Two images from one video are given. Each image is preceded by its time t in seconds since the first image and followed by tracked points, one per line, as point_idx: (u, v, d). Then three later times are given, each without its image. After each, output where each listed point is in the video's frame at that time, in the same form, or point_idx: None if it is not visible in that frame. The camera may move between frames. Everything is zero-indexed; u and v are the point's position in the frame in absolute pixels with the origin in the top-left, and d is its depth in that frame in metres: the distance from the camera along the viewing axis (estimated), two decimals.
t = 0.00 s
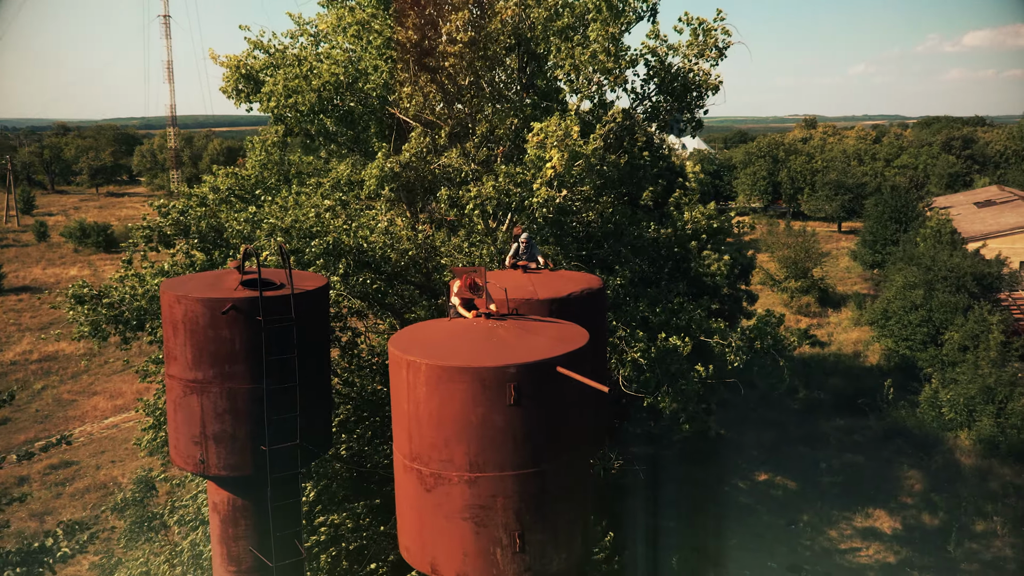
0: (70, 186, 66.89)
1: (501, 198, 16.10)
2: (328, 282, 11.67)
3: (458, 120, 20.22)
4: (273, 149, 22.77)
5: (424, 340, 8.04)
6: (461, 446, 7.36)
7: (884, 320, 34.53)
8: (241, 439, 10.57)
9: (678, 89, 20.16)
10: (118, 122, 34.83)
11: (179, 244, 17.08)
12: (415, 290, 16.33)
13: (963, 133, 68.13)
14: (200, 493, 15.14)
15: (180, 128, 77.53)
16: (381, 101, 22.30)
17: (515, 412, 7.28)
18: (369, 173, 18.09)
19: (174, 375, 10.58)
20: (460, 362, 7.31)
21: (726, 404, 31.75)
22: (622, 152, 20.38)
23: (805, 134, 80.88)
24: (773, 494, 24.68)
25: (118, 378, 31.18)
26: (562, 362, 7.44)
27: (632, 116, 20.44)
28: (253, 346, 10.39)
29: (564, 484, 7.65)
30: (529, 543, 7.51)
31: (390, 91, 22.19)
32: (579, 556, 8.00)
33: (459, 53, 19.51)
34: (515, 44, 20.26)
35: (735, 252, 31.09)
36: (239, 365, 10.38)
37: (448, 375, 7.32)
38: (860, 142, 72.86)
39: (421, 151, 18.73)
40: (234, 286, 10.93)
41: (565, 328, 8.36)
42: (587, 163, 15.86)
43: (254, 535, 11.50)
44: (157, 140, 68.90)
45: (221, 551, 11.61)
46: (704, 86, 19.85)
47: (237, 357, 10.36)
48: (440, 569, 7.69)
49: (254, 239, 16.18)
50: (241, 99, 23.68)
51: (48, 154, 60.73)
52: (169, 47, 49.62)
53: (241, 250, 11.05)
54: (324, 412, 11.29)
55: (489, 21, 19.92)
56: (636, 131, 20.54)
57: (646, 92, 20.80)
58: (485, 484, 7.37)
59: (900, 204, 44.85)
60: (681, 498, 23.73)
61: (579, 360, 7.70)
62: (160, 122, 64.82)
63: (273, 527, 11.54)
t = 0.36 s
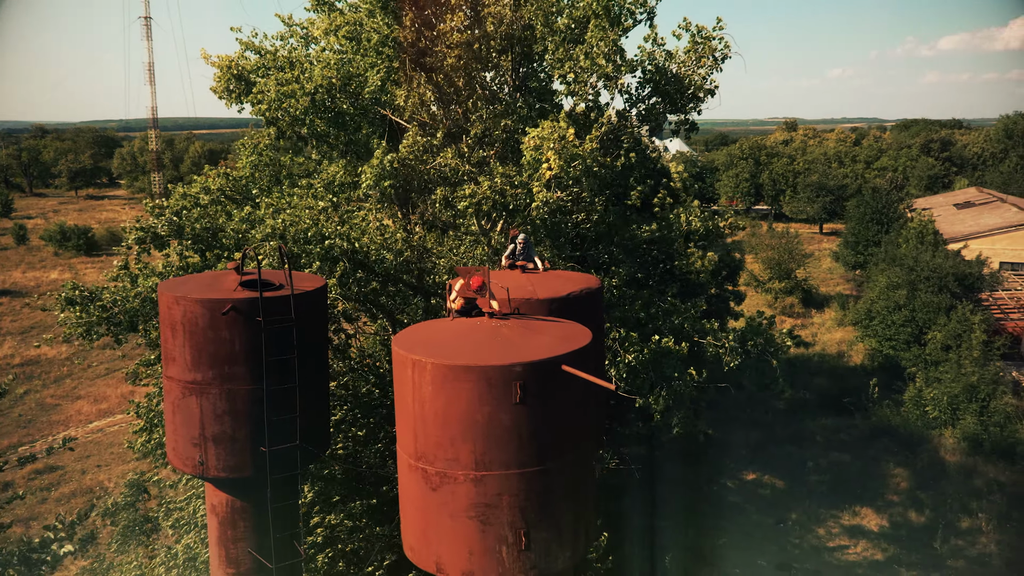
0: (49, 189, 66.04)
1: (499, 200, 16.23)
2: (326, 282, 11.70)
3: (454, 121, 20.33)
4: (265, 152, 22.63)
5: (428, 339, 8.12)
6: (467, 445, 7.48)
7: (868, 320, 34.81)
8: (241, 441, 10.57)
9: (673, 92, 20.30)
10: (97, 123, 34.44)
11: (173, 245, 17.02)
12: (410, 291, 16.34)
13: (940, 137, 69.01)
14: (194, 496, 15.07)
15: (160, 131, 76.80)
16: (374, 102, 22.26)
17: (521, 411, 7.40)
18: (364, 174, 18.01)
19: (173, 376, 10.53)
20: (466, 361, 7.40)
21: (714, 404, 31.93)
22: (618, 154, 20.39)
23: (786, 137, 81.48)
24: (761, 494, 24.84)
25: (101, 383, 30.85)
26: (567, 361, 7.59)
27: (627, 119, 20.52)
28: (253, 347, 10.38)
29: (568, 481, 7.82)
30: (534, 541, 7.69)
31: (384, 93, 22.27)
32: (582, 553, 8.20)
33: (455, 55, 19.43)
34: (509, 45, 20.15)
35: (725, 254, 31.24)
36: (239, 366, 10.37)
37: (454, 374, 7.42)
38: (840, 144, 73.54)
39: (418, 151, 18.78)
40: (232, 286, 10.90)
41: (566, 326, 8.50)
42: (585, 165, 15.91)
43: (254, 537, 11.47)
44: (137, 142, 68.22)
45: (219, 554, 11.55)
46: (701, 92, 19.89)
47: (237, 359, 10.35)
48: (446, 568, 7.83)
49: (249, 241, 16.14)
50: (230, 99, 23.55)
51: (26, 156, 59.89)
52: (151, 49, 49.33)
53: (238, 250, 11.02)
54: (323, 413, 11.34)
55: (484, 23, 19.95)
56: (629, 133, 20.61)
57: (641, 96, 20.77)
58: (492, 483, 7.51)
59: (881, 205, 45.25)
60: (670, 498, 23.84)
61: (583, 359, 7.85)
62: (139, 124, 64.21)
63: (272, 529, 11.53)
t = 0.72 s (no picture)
0: (26, 190, 65.29)
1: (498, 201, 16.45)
2: (324, 283, 11.72)
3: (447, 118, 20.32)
4: (258, 153, 22.38)
5: (432, 340, 8.18)
6: (473, 444, 7.53)
7: (852, 319, 35.12)
8: (241, 443, 10.54)
9: (668, 96, 20.38)
10: (76, 123, 34.04)
11: (168, 244, 17.54)
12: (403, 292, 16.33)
13: (919, 138, 69.79)
14: (187, 500, 14.99)
15: (140, 131, 76.11)
16: (367, 102, 22.16)
17: (527, 410, 7.47)
18: (362, 170, 18.24)
19: (172, 379, 10.47)
20: (472, 361, 7.46)
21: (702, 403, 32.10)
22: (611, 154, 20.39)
23: (766, 137, 82.01)
24: (750, 491, 25.01)
25: (84, 386, 30.56)
26: (572, 361, 7.67)
27: (620, 120, 20.67)
28: (253, 349, 10.35)
29: (573, 480, 7.90)
30: (540, 540, 7.76)
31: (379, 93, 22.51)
32: (587, 551, 8.29)
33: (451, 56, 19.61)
34: (505, 47, 19.96)
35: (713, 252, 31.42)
36: (239, 368, 10.33)
37: (460, 374, 7.47)
38: (821, 145, 74.14)
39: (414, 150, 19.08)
40: (231, 288, 10.85)
41: (569, 326, 8.59)
42: (581, 166, 16.09)
43: (254, 540, 11.47)
44: (117, 143, 67.56)
45: (218, 556, 11.51)
46: (697, 98, 19.91)
47: (237, 361, 10.30)
48: (453, 569, 7.88)
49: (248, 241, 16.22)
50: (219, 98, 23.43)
51: (3, 156, 59.10)
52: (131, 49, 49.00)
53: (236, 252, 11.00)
54: (322, 415, 11.35)
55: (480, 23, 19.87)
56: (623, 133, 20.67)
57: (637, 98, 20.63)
58: (498, 483, 7.57)
59: (863, 206, 45.84)
60: (660, 497, 23.93)
61: (587, 358, 7.94)
62: (119, 125, 63.67)
63: (271, 531, 11.52)
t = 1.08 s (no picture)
0: (6, 190, 64.55)
1: (494, 199, 16.60)
2: (322, 284, 11.72)
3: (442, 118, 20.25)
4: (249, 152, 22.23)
5: (435, 341, 8.35)
6: (478, 446, 7.69)
7: (837, 317, 35.37)
8: (240, 446, 10.53)
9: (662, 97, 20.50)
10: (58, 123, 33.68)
11: (161, 244, 17.76)
12: (397, 292, 16.24)
13: (900, 137, 70.52)
14: (180, 503, 14.89)
15: (122, 130, 75.42)
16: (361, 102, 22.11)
17: (531, 411, 7.64)
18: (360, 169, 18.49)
19: (169, 382, 10.43)
20: (476, 363, 7.62)
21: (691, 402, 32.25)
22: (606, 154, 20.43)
23: (749, 136, 82.49)
24: (740, 489, 25.13)
25: (69, 388, 30.26)
26: (574, 362, 7.85)
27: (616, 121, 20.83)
28: (251, 351, 10.32)
29: (576, 480, 8.07)
30: (544, 540, 7.93)
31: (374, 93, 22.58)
32: (589, 551, 8.45)
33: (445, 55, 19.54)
34: (498, 48, 19.74)
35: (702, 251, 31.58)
36: (237, 371, 10.29)
37: (465, 376, 7.64)
38: (804, 144, 74.67)
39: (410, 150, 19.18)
40: (229, 289, 10.83)
41: (570, 328, 8.77)
42: (576, 165, 16.12)
43: (251, 543, 11.41)
44: (98, 142, 66.93)
45: (214, 560, 11.45)
46: (691, 100, 20.04)
47: (236, 363, 10.27)
48: (458, 570, 8.03)
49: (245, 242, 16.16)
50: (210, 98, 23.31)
51: None
52: (112, 47, 48.57)
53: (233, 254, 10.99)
54: (320, 417, 11.35)
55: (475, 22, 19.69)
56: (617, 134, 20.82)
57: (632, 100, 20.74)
58: (502, 484, 7.73)
59: (848, 205, 46.17)
60: (650, 496, 24.02)
61: (589, 359, 8.12)
62: (100, 123, 63.08)
63: (268, 534, 11.47)
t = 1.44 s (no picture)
0: None
1: (490, 199, 16.86)
2: (321, 284, 11.68)
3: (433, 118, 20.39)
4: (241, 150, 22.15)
5: (437, 341, 8.36)
6: (481, 446, 7.70)
7: (827, 315, 35.42)
8: (239, 447, 10.47)
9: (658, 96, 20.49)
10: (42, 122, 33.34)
11: (157, 244, 17.66)
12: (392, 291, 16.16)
13: (885, 135, 70.98)
14: (174, 506, 14.80)
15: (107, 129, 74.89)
16: (355, 101, 22.09)
17: (535, 411, 7.66)
18: (360, 171, 18.71)
19: (168, 382, 10.39)
20: (479, 363, 7.63)
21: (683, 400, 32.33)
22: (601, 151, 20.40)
23: (736, 135, 82.80)
24: (731, 487, 25.22)
25: (56, 389, 29.96)
26: (578, 361, 7.87)
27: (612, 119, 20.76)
28: (250, 351, 10.26)
29: (579, 480, 8.06)
30: (547, 540, 7.93)
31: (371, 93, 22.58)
32: (593, 551, 8.44)
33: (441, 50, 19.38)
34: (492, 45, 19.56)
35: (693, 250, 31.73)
36: (236, 371, 10.24)
37: (469, 375, 7.64)
38: (790, 142, 74.98)
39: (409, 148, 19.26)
40: (227, 289, 10.77)
41: (573, 327, 8.79)
42: (572, 165, 16.10)
43: (250, 544, 11.35)
44: (82, 141, 66.28)
45: (212, 561, 11.39)
46: (688, 98, 19.96)
47: (234, 363, 10.21)
48: (461, 570, 8.02)
49: (242, 240, 16.12)
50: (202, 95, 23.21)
51: None
52: (97, 44, 48.23)
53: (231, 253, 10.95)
54: (319, 417, 11.29)
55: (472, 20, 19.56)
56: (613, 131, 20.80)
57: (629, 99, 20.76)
58: (506, 484, 7.74)
59: (835, 204, 46.79)
60: (644, 495, 24.04)
61: (592, 358, 8.14)
62: (86, 122, 62.61)
63: (266, 536, 11.41)
